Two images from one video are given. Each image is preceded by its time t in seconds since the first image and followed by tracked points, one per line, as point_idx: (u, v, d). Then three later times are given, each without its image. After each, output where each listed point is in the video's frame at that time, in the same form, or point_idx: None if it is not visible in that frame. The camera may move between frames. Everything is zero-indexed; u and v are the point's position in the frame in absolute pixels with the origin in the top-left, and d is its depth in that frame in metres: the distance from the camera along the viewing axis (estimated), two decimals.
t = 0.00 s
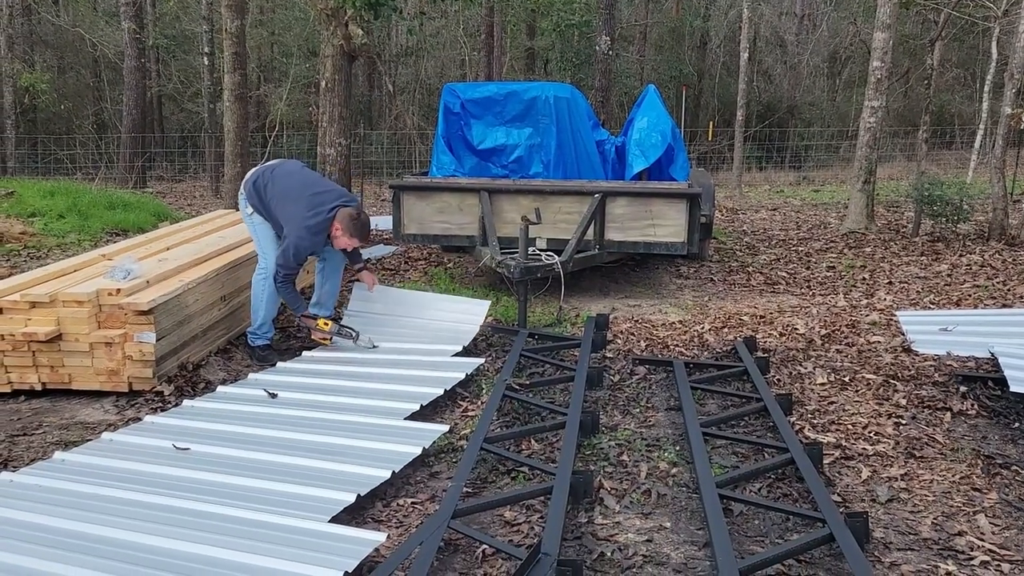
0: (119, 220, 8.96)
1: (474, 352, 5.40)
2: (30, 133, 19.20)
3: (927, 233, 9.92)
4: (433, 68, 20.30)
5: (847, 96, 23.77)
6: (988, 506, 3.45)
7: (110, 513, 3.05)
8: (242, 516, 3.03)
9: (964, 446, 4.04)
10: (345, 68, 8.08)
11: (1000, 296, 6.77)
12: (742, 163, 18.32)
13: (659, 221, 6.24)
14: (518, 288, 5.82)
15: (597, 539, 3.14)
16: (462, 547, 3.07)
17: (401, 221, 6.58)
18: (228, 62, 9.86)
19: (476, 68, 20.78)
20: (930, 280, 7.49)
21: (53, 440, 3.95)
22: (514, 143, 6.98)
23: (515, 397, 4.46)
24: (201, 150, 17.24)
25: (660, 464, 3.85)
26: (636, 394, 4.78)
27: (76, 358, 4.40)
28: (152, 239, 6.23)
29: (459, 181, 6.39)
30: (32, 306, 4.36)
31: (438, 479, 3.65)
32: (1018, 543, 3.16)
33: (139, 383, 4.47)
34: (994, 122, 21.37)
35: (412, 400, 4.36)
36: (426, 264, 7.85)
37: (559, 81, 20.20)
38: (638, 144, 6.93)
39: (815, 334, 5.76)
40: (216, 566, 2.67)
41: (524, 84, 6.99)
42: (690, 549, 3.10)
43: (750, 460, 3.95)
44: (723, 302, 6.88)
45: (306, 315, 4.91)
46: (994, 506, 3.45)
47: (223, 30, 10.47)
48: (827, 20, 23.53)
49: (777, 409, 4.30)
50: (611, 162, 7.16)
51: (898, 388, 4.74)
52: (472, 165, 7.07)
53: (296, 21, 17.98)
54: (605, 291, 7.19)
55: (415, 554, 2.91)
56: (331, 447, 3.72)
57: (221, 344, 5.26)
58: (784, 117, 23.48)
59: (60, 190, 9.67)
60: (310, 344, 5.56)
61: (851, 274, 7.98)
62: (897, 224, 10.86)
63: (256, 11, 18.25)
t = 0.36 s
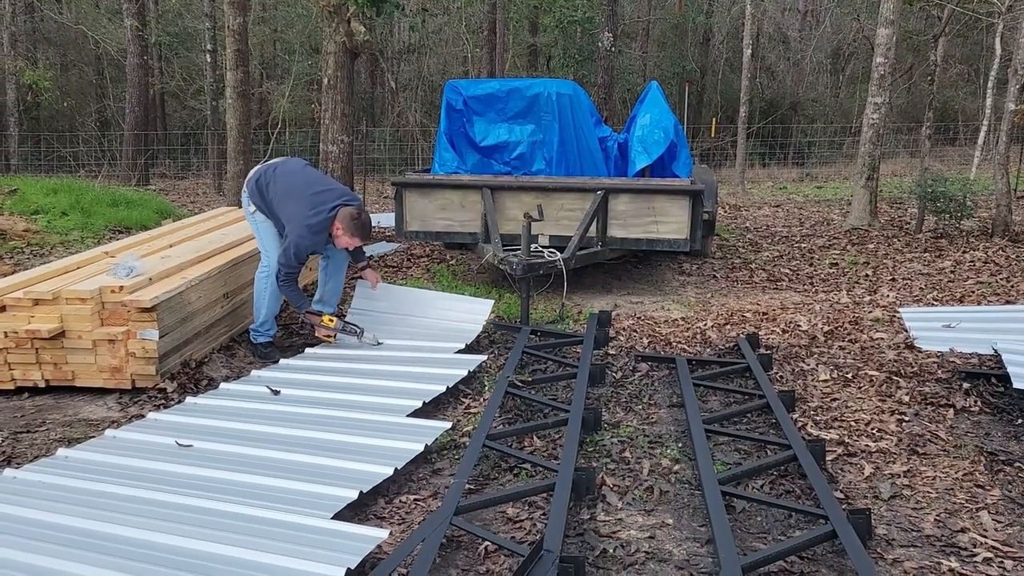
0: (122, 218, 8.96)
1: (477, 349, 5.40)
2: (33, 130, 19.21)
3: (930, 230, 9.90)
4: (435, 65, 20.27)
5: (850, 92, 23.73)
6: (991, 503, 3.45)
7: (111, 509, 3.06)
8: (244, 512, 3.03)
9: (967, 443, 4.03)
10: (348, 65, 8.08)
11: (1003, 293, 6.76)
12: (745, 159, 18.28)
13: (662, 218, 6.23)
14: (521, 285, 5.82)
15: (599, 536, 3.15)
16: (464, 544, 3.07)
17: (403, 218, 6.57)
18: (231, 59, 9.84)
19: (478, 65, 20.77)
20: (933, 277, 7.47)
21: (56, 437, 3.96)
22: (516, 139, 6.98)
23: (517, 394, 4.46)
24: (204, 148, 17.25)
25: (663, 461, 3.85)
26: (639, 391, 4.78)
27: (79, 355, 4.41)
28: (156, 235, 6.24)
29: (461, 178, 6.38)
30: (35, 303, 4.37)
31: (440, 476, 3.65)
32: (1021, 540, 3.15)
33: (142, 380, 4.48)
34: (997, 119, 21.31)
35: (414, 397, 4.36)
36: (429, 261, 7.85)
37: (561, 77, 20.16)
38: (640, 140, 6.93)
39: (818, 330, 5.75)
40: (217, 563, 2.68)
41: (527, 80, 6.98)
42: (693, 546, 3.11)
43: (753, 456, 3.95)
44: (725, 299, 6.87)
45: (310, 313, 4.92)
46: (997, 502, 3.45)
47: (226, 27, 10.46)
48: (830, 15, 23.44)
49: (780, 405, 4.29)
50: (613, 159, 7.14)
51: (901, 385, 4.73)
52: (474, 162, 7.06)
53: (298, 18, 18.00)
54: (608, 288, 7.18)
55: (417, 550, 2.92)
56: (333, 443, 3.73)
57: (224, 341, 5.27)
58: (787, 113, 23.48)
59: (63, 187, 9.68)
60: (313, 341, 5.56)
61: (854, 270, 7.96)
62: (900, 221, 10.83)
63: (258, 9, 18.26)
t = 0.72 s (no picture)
0: (124, 217, 8.98)
1: (479, 348, 5.41)
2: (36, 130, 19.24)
3: (933, 228, 9.88)
4: (438, 64, 20.24)
5: (853, 90, 23.70)
6: (993, 501, 3.44)
7: (115, 508, 3.06)
8: (247, 511, 3.04)
9: (969, 441, 4.02)
10: (349, 64, 8.08)
11: (1006, 291, 6.75)
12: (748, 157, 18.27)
13: (664, 217, 6.23)
14: (523, 283, 5.81)
15: (602, 534, 3.15)
16: (467, 543, 3.08)
17: (405, 217, 6.57)
18: (233, 58, 9.85)
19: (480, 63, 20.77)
20: (936, 275, 7.46)
21: (59, 436, 3.97)
22: (518, 138, 6.97)
23: (519, 392, 4.46)
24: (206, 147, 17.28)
25: (665, 459, 3.85)
26: (641, 389, 4.78)
27: (82, 354, 4.42)
28: (158, 234, 6.25)
29: (463, 177, 6.38)
30: (37, 302, 4.37)
31: (442, 474, 3.66)
32: None
33: (145, 379, 4.49)
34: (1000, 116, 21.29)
35: (416, 396, 4.36)
36: (431, 259, 7.85)
37: (563, 75, 20.14)
38: (643, 139, 6.92)
39: (820, 329, 5.75)
40: (223, 561, 2.68)
41: (528, 79, 6.97)
42: (695, 544, 3.11)
43: (755, 454, 3.95)
44: (727, 298, 6.87)
45: (315, 311, 4.88)
46: (1000, 500, 3.44)
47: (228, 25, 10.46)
48: (832, 13, 23.38)
49: (782, 404, 4.29)
50: (615, 157, 7.13)
51: (904, 383, 4.72)
52: (476, 160, 7.05)
53: (301, 16, 18.19)
54: (610, 286, 7.18)
55: (419, 549, 2.92)
56: (334, 442, 3.73)
57: (226, 339, 5.28)
58: (789, 111, 23.47)
59: (66, 187, 9.70)
60: (315, 340, 5.57)
61: (857, 268, 7.96)
62: (903, 219, 10.81)
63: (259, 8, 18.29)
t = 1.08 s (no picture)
0: (126, 214, 8.98)
1: (481, 345, 5.41)
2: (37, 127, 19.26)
3: (935, 225, 9.86)
4: (439, 61, 20.21)
5: (854, 87, 23.66)
6: (995, 499, 3.44)
7: (116, 505, 3.07)
8: (249, 508, 3.04)
9: (971, 439, 4.02)
10: (351, 61, 8.06)
11: (1008, 289, 6.74)
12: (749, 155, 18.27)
13: (665, 214, 6.22)
14: (525, 280, 5.81)
15: (603, 531, 3.15)
16: (468, 540, 3.08)
17: (407, 214, 6.56)
18: (234, 55, 9.84)
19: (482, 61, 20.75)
20: (938, 273, 7.45)
21: (61, 433, 3.97)
22: (520, 135, 6.97)
23: (520, 390, 4.46)
24: (208, 144, 17.31)
25: (666, 457, 3.85)
26: (642, 386, 4.78)
27: (83, 352, 4.43)
28: (159, 231, 6.25)
29: (464, 174, 6.38)
30: (39, 299, 4.38)
31: (444, 472, 3.66)
32: None
33: (146, 376, 4.49)
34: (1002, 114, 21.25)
35: (418, 393, 4.37)
36: (432, 257, 7.85)
37: (565, 73, 20.14)
38: (644, 136, 6.91)
39: (822, 326, 5.74)
40: (225, 559, 2.69)
41: (529, 76, 6.96)
42: (696, 541, 3.11)
43: (757, 452, 3.95)
44: (729, 295, 6.86)
45: (319, 308, 4.89)
46: (1001, 498, 3.44)
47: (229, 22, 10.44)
48: (834, 10, 23.32)
49: (783, 401, 4.29)
50: (617, 155, 7.13)
51: (905, 381, 4.72)
52: (478, 157, 7.05)
53: (302, 14, 18.15)
54: (611, 283, 7.18)
55: (421, 546, 2.92)
56: (337, 439, 3.73)
57: (228, 337, 5.28)
58: (791, 108, 23.46)
59: (68, 184, 9.70)
60: (317, 337, 5.57)
61: (858, 266, 7.95)
62: (905, 217, 10.79)
63: (261, 5, 18.29)
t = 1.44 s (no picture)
0: (127, 212, 8.99)
1: (482, 343, 5.41)
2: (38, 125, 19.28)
3: (937, 222, 9.84)
4: (440, 59, 20.19)
5: (856, 84, 23.62)
6: (996, 496, 3.44)
7: (123, 503, 3.07)
8: (249, 505, 3.04)
9: (972, 436, 4.02)
10: (351, 59, 8.05)
11: (1010, 285, 6.73)
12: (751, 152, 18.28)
13: (666, 212, 6.22)
14: (526, 278, 5.80)
15: (604, 529, 3.15)
16: (469, 537, 3.09)
17: (408, 211, 6.57)
18: (234, 53, 9.83)
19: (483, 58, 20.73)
20: (940, 270, 7.44)
21: (62, 431, 3.97)
22: (520, 133, 6.96)
23: (521, 387, 4.46)
24: (209, 142, 17.33)
25: (667, 454, 3.85)
26: (644, 384, 4.78)
27: (85, 350, 4.43)
28: (160, 229, 6.25)
29: (465, 172, 6.38)
30: (40, 297, 4.38)
31: (445, 469, 3.66)
32: None
33: (148, 374, 4.50)
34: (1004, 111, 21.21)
35: (419, 391, 4.37)
36: (433, 255, 7.85)
37: (566, 70, 20.12)
38: (645, 134, 6.90)
39: (823, 324, 5.74)
40: (227, 556, 2.69)
41: (530, 73, 6.96)
42: (697, 539, 3.11)
43: (758, 450, 3.95)
44: (730, 292, 6.86)
45: (321, 304, 4.89)
46: (1003, 495, 3.44)
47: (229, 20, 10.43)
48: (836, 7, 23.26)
49: (784, 399, 4.29)
50: (618, 152, 7.12)
51: (907, 378, 4.72)
52: (479, 155, 7.06)
53: (302, 12, 18.00)
54: (612, 281, 7.18)
55: (421, 543, 2.93)
56: (337, 437, 3.74)
57: (229, 334, 5.29)
58: (792, 105, 23.44)
59: (69, 182, 9.71)
60: (318, 334, 5.57)
61: (860, 263, 7.94)
62: (906, 214, 10.77)
63: (262, 2, 18.28)
